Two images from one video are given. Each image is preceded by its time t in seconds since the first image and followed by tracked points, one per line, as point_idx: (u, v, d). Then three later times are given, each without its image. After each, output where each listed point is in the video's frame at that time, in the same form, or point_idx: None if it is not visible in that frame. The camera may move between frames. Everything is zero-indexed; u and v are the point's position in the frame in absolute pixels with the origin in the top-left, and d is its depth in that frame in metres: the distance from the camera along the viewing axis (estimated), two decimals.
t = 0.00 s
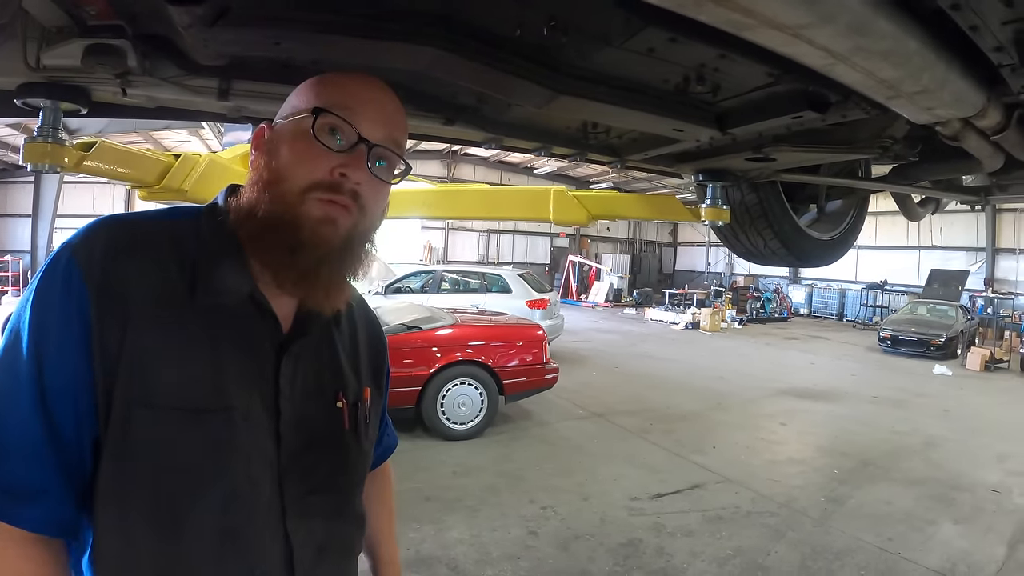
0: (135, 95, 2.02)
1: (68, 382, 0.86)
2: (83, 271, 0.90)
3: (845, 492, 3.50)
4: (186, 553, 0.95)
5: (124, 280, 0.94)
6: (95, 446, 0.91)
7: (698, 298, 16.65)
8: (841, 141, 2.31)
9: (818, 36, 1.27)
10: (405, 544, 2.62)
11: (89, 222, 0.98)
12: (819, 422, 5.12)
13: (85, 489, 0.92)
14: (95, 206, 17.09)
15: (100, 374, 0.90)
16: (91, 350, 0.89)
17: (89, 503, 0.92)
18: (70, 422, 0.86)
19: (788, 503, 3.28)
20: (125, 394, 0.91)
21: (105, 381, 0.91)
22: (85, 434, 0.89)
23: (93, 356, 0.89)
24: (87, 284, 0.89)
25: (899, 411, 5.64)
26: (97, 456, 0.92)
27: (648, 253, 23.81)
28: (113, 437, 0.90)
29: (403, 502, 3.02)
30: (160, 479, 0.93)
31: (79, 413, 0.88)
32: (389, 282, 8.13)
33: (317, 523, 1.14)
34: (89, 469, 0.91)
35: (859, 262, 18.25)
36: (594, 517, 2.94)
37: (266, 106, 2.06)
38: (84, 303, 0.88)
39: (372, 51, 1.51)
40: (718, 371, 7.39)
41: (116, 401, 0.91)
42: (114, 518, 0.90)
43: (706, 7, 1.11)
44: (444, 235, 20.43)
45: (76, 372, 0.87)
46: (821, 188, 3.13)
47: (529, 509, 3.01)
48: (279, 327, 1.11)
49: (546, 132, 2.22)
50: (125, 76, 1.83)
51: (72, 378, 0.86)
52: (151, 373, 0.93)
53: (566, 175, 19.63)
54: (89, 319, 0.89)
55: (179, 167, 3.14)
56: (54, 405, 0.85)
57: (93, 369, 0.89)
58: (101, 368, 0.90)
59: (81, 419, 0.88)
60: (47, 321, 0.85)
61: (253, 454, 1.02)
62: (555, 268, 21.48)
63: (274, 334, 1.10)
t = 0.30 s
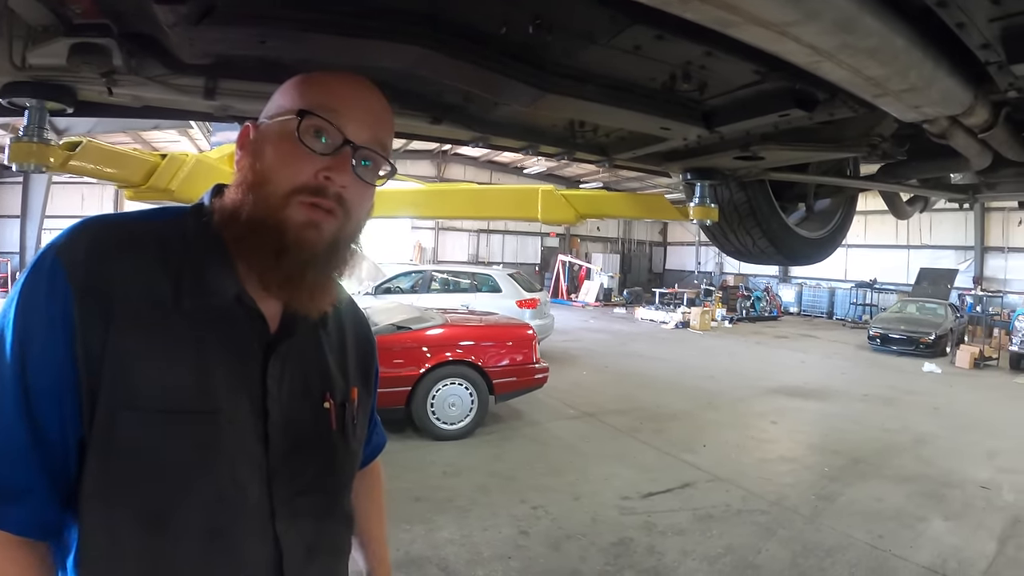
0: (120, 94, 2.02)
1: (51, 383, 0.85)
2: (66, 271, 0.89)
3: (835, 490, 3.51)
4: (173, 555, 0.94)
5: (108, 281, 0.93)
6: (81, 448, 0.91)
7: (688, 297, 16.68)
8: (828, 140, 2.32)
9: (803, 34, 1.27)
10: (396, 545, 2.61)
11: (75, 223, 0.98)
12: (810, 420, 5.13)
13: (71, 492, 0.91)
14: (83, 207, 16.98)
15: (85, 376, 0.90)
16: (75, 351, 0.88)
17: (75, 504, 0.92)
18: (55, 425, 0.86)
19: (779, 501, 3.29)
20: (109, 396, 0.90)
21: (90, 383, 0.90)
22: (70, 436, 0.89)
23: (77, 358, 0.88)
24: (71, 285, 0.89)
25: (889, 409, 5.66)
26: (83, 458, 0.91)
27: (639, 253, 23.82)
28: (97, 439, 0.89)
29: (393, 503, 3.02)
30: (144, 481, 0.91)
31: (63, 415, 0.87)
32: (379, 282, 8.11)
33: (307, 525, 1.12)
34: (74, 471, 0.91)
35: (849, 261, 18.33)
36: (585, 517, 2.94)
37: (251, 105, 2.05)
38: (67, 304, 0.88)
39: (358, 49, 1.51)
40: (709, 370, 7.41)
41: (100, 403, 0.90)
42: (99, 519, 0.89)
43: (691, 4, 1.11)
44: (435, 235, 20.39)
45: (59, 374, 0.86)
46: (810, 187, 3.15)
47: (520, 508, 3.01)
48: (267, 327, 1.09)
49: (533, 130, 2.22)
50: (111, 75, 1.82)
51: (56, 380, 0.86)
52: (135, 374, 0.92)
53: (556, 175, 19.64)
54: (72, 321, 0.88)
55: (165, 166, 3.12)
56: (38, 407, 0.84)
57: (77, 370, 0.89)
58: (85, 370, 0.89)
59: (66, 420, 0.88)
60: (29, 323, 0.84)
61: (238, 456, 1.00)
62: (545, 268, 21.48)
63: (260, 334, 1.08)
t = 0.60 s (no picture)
0: (97, 95, 2.01)
1: (27, 388, 0.85)
2: (43, 276, 0.89)
3: (818, 488, 3.54)
4: (153, 561, 0.92)
5: (85, 285, 0.93)
6: (60, 454, 0.90)
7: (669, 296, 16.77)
8: (809, 141, 2.34)
9: (783, 35, 1.28)
10: (379, 547, 2.60)
11: (54, 228, 0.97)
12: (792, 418, 5.17)
13: (51, 499, 0.90)
14: (64, 208, 16.81)
15: (63, 381, 0.89)
16: (52, 357, 0.88)
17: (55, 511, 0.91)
18: (35, 430, 0.86)
19: (762, 500, 3.31)
20: (87, 400, 0.89)
21: (67, 388, 0.89)
22: (49, 441, 0.88)
23: (54, 364, 0.88)
24: (48, 289, 0.88)
25: (870, 407, 5.72)
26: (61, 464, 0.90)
27: (623, 254, 23.90)
28: (76, 445, 0.88)
29: (376, 505, 3.01)
30: (122, 487, 0.90)
31: (40, 421, 0.86)
32: (361, 283, 8.08)
33: (288, 530, 1.09)
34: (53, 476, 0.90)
35: (831, 261, 18.49)
36: (569, 517, 2.95)
37: (229, 106, 2.04)
38: (43, 309, 0.87)
39: (336, 50, 1.50)
40: (691, 370, 7.45)
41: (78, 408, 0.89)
42: (79, 525, 0.88)
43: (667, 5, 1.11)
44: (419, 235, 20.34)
45: (36, 380, 0.86)
46: (791, 188, 3.17)
47: (503, 509, 3.01)
48: (244, 330, 1.07)
49: (513, 131, 2.22)
50: (87, 76, 1.80)
51: (33, 387, 0.85)
52: (112, 378, 0.91)
53: (538, 174, 19.70)
54: (49, 326, 0.88)
55: (144, 167, 3.08)
56: (15, 414, 0.84)
57: (54, 376, 0.88)
58: (63, 375, 0.89)
59: (45, 427, 0.87)
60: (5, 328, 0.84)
61: (218, 460, 0.98)
62: (527, 268, 21.49)
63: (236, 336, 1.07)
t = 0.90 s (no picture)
0: (60, 89, 1.97)
1: None
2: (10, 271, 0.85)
3: (791, 482, 3.59)
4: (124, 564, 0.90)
5: (53, 281, 0.90)
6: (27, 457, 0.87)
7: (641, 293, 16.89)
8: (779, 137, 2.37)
9: (752, 30, 1.27)
10: (353, 547, 2.58)
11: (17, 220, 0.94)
12: (764, 414, 5.23)
13: (17, 506, 0.87)
14: (30, 206, 16.48)
15: (30, 380, 0.86)
16: (19, 354, 0.85)
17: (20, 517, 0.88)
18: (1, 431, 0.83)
19: (735, 494, 3.35)
20: (56, 400, 0.86)
21: (35, 387, 0.87)
22: (16, 444, 0.85)
23: (20, 361, 0.85)
24: (15, 284, 0.85)
25: (841, 402, 5.81)
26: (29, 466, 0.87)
27: (598, 251, 23.99)
28: (44, 448, 0.85)
29: (350, 505, 2.98)
30: (93, 490, 0.87)
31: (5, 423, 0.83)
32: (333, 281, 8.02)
33: (260, 527, 1.08)
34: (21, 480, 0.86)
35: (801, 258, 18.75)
36: (543, 514, 2.95)
37: (196, 100, 2.01)
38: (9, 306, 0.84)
39: (303, 43, 1.48)
40: (664, 366, 7.51)
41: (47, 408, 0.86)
42: (50, 530, 0.85)
43: None
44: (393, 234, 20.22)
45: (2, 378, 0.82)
46: (762, 185, 3.20)
47: (477, 507, 3.01)
48: (214, 327, 1.06)
49: (484, 127, 2.23)
50: (50, 69, 1.77)
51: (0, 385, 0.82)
52: (81, 377, 0.88)
53: (510, 172, 19.73)
54: (16, 323, 0.85)
55: (109, 163, 3.01)
56: None
57: (21, 374, 0.85)
58: (31, 374, 0.86)
59: (12, 429, 0.84)
60: None
61: (189, 459, 0.97)
62: (500, 266, 21.47)
63: (207, 333, 1.04)
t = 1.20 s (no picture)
0: None
1: None
2: None
3: (749, 477, 3.65)
4: None
5: None
6: None
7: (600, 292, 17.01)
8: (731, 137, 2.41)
9: (700, 29, 1.26)
10: (310, 552, 2.54)
11: None
12: (720, 410, 5.31)
13: None
14: None
15: None
16: None
17: None
18: None
19: (694, 491, 3.39)
20: None
21: None
22: None
23: None
24: None
25: (796, 398, 5.94)
26: None
27: (558, 251, 24.10)
28: None
29: (304, 510, 2.94)
30: (38, 500, 0.83)
31: None
32: (287, 282, 7.91)
33: (209, 535, 1.00)
34: None
35: (756, 256, 19.10)
36: (501, 514, 2.95)
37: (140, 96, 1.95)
38: None
39: (242, 38, 1.44)
40: (621, 364, 7.58)
41: None
42: None
43: None
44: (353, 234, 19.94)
45: None
46: (715, 185, 3.25)
47: (434, 509, 2.99)
48: (158, 331, 0.97)
49: (433, 125, 2.26)
50: None
51: None
52: (18, 383, 0.84)
53: (469, 172, 19.67)
54: None
55: (53, 161, 2.97)
56: None
57: None
58: None
59: None
60: None
61: (131, 465, 0.89)
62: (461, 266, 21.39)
63: (152, 344, 0.96)
